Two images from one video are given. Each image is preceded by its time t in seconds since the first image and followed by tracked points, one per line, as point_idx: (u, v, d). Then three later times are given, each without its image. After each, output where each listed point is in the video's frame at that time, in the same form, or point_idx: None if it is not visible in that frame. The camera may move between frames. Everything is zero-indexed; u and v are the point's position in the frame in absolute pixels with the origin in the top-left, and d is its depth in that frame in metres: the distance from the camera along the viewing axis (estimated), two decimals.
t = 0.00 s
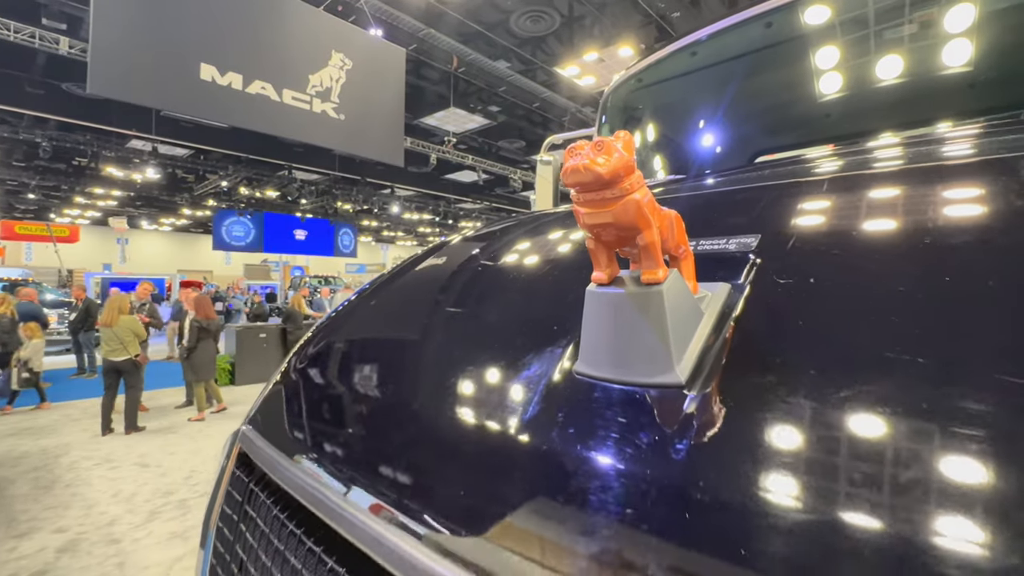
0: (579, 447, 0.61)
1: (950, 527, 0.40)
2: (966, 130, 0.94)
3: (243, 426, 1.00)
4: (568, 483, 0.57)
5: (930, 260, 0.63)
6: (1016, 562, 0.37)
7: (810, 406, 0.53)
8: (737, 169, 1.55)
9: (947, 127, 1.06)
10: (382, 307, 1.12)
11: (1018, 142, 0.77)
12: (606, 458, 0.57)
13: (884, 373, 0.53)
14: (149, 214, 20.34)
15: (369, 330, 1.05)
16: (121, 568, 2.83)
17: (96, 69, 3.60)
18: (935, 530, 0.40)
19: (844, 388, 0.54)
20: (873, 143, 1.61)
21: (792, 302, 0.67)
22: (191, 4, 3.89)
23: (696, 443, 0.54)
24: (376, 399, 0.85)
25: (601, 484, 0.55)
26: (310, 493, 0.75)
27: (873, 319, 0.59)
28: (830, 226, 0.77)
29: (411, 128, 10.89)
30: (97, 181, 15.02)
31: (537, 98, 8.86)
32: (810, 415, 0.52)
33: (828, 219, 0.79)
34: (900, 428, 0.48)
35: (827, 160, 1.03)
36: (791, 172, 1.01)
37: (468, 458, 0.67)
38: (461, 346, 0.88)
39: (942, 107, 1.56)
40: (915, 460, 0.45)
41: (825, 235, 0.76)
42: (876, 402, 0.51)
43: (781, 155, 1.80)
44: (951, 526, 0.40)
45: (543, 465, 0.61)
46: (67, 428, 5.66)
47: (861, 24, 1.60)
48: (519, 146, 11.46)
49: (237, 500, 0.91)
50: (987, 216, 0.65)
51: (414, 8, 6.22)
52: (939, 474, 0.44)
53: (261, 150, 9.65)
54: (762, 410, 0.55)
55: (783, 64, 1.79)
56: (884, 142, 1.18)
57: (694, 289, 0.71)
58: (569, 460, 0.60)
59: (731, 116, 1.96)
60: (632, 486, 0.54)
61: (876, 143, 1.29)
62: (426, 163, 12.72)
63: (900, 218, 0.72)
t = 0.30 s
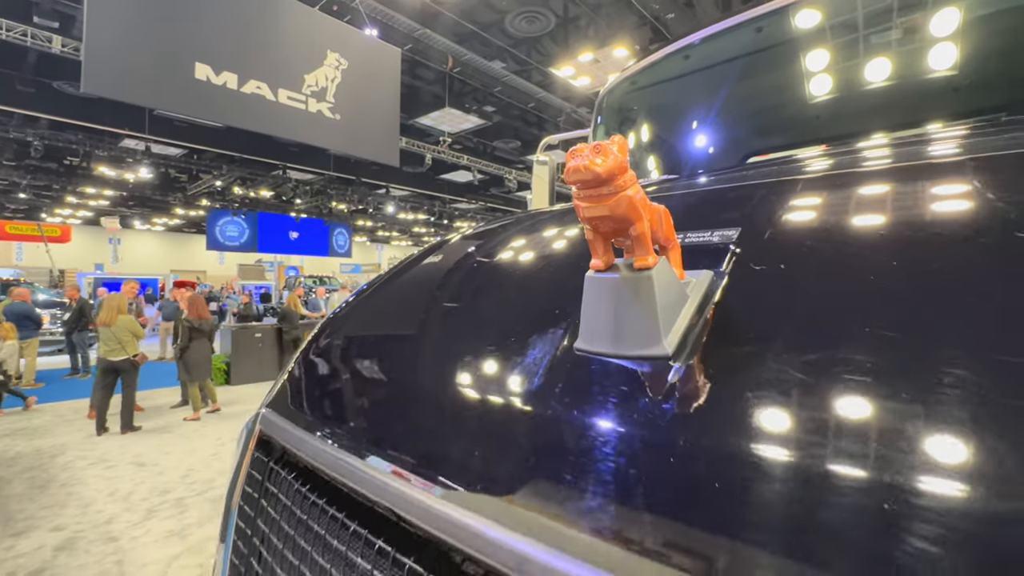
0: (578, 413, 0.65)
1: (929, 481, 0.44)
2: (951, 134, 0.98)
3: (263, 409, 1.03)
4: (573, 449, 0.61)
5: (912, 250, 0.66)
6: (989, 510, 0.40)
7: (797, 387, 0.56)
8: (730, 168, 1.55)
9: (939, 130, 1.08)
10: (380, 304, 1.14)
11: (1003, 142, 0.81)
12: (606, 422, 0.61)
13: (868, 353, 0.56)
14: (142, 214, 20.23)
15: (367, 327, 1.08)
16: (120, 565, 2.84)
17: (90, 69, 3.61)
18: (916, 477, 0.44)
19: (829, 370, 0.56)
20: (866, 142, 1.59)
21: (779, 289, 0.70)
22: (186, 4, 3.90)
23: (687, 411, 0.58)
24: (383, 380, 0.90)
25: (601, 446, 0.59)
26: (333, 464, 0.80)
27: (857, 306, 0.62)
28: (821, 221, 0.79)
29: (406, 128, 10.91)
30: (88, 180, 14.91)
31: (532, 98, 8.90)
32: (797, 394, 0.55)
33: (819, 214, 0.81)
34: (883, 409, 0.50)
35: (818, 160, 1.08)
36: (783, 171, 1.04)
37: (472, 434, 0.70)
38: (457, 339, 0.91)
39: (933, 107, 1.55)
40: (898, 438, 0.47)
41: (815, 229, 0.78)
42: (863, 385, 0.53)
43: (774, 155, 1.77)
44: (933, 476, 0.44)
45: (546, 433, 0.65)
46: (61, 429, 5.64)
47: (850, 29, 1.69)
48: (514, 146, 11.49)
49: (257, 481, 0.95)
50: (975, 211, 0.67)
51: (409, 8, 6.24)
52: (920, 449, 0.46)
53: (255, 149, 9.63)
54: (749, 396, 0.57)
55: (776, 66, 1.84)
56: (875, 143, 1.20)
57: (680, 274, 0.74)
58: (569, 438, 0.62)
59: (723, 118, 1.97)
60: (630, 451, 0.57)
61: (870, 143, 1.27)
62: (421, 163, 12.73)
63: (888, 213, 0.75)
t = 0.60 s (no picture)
0: (573, 390, 0.70)
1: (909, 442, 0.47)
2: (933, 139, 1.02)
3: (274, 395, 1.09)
4: (576, 421, 0.65)
5: (893, 243, 0.69)
6: (962, 469, 0.44)
7: (782, 370, 0.59)
8: (722, 169, 1.57)
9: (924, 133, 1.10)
10: (379, 301, 1.18)
11: (986, 142, 0.82)
12: (603, 397, 0.67)
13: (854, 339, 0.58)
14: (134, 214, 20.11)
15: (368, 326, 1.10)
16: (118, 562, 2.86)
17: (84, 66, 3.59)
18: (899, 437, 0.48)
19: (818, 356, 0.59)
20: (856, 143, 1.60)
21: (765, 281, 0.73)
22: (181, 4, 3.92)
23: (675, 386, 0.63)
24: (385, 370, 0.94)
25: (597, 417, 0.65)
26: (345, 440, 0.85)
27: (842, 297, 0.64)
28: (810, 219, 0.81)
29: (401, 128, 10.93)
30: (80, 180, 14.81)
31: (527, 99, 8.96)
32: (783, 377, 0.58)
33: (808, 211, 0.83)
34: (867, 393, 0.53)
35: (808, 161, 1.12)
36: (771, 171, 1.06)
37: (474, 414, 0.74)
38: (448, 335, 0.94)
39: (921, 109, 1.58)
40: (879, 417, 0.50)
41: (804, 226, 0.80)
42: (849, 370, 0.56)
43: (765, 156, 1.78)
44: (917, 432, 0.48)
45: (544, 408, 0.70)
46: (56, 428, 5.63)
47: (836, 34, 1.75)
48: (509, 146, 11.54)
49: (272, 458, 1.02)
50: (961, 207, 0.69)
51: (404, 9, 6.28)
52: (900, 424, 0.49)
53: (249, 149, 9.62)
54: (737, 382, 0.60)
55: (766, 69, 1.90)
56: (860, 146, 1.23)
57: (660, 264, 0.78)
58: (564, 423, 0.66)
59: (714, 120, 2.00)
60: (624, 423, 0.62)
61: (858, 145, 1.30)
62: (416, 163, 12.76)
63: (875, 209, 0.76)
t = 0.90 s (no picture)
0: (568, 367, 0.74)
1: (882, 404, 0.51)
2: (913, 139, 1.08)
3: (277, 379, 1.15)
4: (570, 394, 0.70)
5: (876, 233, 0.72)
6: (930, 433, 0.48)
7: (767, 349, 0.62)
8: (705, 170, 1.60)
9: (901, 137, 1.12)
10: (374, 295, 1.23)
11: (957, 143, 0.87)
12: (595, 372, 0.70)
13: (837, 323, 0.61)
14: (124, 213, 19.94)
15: (356, 318, 1.16)
16: (113, 558, 2.88)
17: (76, 66, 3.61)
18: (875, 402, 0.52)
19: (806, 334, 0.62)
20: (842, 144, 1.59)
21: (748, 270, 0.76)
22: (174, 4, 3.93)
23: (632, 356, 0.71)
24: (377, 362, 0.98)
25: (585, 392, 0.69)
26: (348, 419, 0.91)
27: (825, 281, 0.67)
28: (796, 213, 0.84)
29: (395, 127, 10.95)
30: (69, 179, 14.67)
31: (520, 100, 9.01)
32: (769, 355, 0.61)
33: (794, 207, 0.86)
34: (850, 375, 0.55)
35: (791, 161, 1.16)
36: (760, 170, 1.10)
37: (469, 393, 0.79)
38: (444, 323, 0.97)
39: (897, 112, 1.60)
40: (859, 390, 0.53)
41: (792, 220, 0.83)
42: (831, 351, 0.58)
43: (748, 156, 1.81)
44: (892, 397, 0.51)
45: (536, 383, 0.75)
46: (47, 428, 5.61)
47: (820, 39, 1.83)
48: (502, 147, 11.59)
49: (273, 442, 1.10)
50: (941, 201, 0.72)
51: (398, 9, 6.31)
52: (879, 395, 0.52)
53: (241, 149, 9.60)
54: (723, 364, 0.63)
55: (752, 74, 1.97)
56: (839, 148, 1.25)
57: (622, 255, 0.84)
58: (556, 405, 0.69)
59: (701, 121, 2.05)
60: (614, 397, 0.66)
61: (837, 146, 1.31)
62: (410, 163, 12.77)
63: (858, 204, 0.80)
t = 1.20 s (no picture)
0: (553, 357, 0.79)
1: (854, 391, 0.55)
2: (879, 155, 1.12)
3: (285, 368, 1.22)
4: (558, 379, 0.75)
5: (855, 239, 0.72)
6: (895, 414, 0.51)
7: (745, 341, 0.65)
8: (688, 176, 1.69)
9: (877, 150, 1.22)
10: (372, 293, 1.30)
11: (930, 158, 0.86)
12: (580, 361, 0.76)
13: (812, 330, 0.62)
14: (113, 213, 19.79)
15: (352, 316, 1.23)
16: (109, 554, 2.93)
17: (66, 65, 3.64)
18: (847, 385, 0.56)
19: (782, 336, 0.64)
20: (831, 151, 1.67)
21: (729, 267, 0.77)
22: (167, 4, 3.97)
23: (586, 336, 0.80)
24: (370, 359, 1.05)
25: (571, 380, 0.74)
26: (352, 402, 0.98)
27: (801, 285, 0.69)
28: (779, 220, 0.83)
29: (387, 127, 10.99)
30: (57, 178, 14.55)
31: (512, 101, 9.09)
32: (747, 347, 0.64)
33: (777, 215, 0.85)
34: (823, 363, 0.59)
35: (769, 171, 1.24)
36: (742, 179, 1.09)
37: (462, 381, 0.85)
38: (442, 317, 1.04)
39: (869, 120, 1.69)
40: (831, 373, 0.58)
41: (775, 228, 0.82)
42: (806, 345, 0.61)
43: (730, 163, 1.92)
44: (863, 380, 0.55)
45: (525, 373, 0.80)
46: (39, 428, 5.61)
47: (801, 46, 1.89)
48: (495, 147, 11.67)
49: (280, 426, 1.17)
50: (915, 212, 0.71)
51: (391, 10, 6.36)
52: (850, 380, 0.56)
53: (232, 148, 9.60)
54: (704, 358, 0.66)
55: (733, 82, 2.04)
56: (812, 158, 1.36)
57: (581, 259, 0.90)
58: (544, 394, 0.74)
59: (685, 125, 2.12)
60: (597, 383, 0.71)
61: (813, 156, 1.42)
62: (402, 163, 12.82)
63: (838, 213, 0.78)
